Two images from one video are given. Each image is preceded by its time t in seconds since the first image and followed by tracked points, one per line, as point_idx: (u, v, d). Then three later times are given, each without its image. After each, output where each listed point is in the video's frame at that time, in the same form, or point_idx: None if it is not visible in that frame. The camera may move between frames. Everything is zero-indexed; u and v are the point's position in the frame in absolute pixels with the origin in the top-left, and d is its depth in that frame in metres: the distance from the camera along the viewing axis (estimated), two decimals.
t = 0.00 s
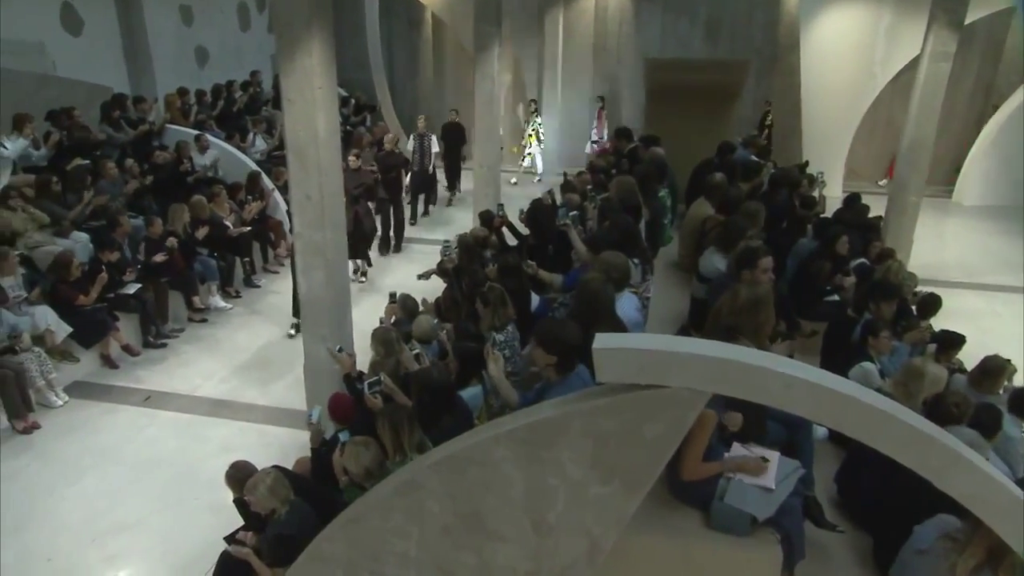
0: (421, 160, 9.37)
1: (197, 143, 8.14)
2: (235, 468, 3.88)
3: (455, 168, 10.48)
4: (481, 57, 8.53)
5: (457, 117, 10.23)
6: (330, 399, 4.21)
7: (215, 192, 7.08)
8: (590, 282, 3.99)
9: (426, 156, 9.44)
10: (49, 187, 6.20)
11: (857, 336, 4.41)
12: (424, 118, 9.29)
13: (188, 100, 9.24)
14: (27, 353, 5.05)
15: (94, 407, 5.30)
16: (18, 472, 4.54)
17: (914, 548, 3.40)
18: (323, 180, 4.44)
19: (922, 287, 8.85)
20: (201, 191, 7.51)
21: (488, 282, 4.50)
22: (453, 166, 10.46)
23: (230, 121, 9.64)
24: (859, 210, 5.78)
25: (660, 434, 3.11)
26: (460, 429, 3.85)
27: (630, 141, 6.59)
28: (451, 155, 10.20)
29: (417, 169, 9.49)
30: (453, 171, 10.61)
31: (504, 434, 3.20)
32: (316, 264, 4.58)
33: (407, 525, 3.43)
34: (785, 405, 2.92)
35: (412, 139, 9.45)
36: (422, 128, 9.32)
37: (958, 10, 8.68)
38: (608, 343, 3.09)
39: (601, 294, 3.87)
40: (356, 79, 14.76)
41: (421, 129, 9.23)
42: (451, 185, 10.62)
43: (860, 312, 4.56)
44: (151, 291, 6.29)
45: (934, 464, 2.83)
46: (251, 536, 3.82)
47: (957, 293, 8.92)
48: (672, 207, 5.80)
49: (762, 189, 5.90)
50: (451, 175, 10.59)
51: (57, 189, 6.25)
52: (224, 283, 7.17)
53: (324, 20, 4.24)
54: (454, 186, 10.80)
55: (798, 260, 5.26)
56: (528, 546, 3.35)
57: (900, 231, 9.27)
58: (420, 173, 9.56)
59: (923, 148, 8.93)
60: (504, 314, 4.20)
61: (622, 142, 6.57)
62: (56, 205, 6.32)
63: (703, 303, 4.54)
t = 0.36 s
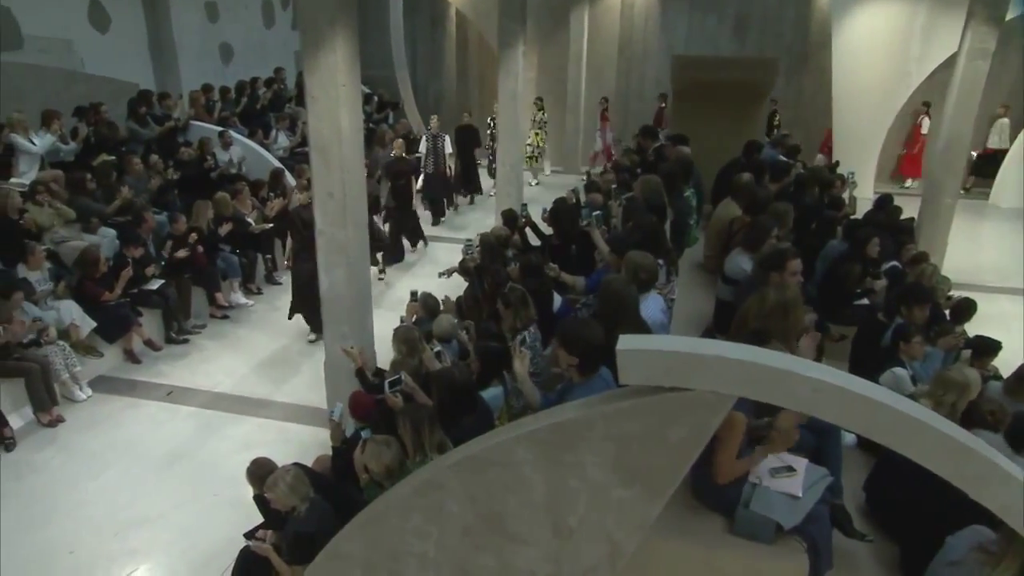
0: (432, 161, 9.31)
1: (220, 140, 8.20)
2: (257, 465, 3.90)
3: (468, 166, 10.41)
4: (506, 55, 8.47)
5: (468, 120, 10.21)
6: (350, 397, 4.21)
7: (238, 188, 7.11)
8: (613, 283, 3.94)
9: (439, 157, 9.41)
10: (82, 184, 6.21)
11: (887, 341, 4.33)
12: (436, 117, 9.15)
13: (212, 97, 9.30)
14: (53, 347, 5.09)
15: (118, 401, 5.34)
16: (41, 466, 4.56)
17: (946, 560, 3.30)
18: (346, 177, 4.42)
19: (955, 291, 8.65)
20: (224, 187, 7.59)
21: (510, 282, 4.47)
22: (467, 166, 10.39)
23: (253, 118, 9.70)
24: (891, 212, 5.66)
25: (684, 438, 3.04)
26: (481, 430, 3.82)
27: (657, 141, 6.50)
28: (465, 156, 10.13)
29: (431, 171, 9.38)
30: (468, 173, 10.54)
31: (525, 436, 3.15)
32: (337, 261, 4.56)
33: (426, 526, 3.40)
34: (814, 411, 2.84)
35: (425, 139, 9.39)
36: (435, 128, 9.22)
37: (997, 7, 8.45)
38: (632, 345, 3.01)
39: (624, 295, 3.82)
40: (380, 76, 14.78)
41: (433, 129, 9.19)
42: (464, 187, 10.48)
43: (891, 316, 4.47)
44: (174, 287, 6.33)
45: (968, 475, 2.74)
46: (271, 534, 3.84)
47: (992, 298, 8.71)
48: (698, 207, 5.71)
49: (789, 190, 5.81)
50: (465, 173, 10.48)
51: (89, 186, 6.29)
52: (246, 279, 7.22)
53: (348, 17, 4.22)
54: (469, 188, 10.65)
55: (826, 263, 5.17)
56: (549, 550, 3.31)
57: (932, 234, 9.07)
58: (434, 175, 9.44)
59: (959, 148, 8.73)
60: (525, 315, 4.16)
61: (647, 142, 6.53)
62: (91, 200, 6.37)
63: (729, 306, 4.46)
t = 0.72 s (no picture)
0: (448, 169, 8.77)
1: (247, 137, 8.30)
2: (280, 461, 3.90)
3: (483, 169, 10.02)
4: (533, 53, 8.42)
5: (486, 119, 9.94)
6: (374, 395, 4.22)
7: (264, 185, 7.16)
8: (639, 284, 3.90)
9: (454, 164, 8.86)
10: (115, 182, 6.34)
11: (920, 347, 4.28)
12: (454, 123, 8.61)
13: (240, 95, 9.38)
14: (82, 340, 5.21)
15: (147, 395, 5.41)
16: (67, 457, 4.61)
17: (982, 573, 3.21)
18: (371, 176, 4.42)
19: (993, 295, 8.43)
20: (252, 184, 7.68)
21: (534, 282, 4.44)
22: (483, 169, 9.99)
23: (280, 117, 9.78)
24: (927, 215, 5.51)
25: (711, 442, 2.99)
26: (505, 430, 3.79)
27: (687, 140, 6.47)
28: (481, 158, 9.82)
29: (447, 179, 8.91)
30: (482, 177, 10.20)
31: (549, 436, 3.12)
32: (362, 259, 4.56)
33: (448, 526, 3.38)
34: (845, 418, 2.77)
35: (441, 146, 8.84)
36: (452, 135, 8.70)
37: None
38: (659, 346, 2.97)
39: (651, 296, 3.79)
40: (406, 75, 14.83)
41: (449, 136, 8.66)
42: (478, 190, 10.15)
43: (926, 322, 4.39)
44: (201, 283, 6.39)
45: (1007, 487, 2.64)
46: (293, 529, 3.82)
47: None
48: (726, 209, 5.64)
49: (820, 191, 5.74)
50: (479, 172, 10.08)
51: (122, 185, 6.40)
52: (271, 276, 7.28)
53: (376, 16, 4.22)
54: (482, 192, 10.26)
55: (858, 266, 5.09)
56: (572, 553, 3.27)
57: (971, 236, 8.83)
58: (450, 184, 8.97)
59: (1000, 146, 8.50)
60: (548, 316, 4.15)
61: (676, 140, 6.49)
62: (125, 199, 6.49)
63: (758, 309, 4.38)
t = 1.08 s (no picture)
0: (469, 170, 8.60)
1: (284, 131, 8.39)
2: (312, 453, 3.93)
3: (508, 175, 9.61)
4: (568, 49, 8.37)
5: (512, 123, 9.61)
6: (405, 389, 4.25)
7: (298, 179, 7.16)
8: (670, 282, 3.89)
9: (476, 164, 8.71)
10: (155, 176, 6.45)
11: (964, 353, 4.16)
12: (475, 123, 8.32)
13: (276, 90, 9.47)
14: (122, 330, 5.33)
15: (182, 384, 5.50)
16: (105, 445, 4.73)
17: None
18: (405, 170, 4.44)
19: None
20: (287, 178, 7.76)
21: (566, 280, 4.44)
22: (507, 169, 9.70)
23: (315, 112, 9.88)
24: (972, 217, 5.36)
25: (744, 443, 2.95)
26: (535, 428, 3.77)
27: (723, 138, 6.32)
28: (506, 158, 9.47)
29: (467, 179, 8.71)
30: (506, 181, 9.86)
31: (580, 434, 3.10)
32: (394, 254, 4.59)
33: (477, 521, 3.38)
34: (884, 423, 2.69)
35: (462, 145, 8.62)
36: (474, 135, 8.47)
37: None
38: (693, 346, 2.92)
39: (683, 295, 3.76)
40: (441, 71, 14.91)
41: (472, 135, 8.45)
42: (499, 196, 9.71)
43: (971, 327, 4.27)
44: (236, 275, 6.46)
45: None
46: (323, 520, 3.85)
47: None
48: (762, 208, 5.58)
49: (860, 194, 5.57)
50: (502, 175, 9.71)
51: (162, 180, 6.50)
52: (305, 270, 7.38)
53: (413, 11, 4.23)
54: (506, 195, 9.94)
55: (900, 269, 4.99)
56: (601, 552, 3.25)
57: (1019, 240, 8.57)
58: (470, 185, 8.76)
59: None
60: (579, 315, 4.16)
61: (712, 138, 6.34)
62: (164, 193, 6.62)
63: (794, 310, 4.31)
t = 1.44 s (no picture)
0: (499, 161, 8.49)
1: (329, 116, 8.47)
2: (354, 433, 3.97)
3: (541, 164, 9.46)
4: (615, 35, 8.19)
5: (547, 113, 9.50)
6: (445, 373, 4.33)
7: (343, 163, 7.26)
8: (714, 272, 3.84)
9: (506, 158, 8.60)
10: (204, 158, 6.65)
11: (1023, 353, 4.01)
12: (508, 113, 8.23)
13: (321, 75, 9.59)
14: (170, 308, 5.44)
15: (228, 362, 5.64)
16: (154, 419, 4.89)
17: None
18: (449, 156, 4.45)
19: None
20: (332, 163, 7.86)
21: (607, 268, 4.41)
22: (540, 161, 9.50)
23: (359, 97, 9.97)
24: None
25: (788, 437, 2.91)
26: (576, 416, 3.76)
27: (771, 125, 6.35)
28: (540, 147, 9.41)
29: (498, 171, 8.57)
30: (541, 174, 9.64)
31: (620, 423, 3.07)
32: (437, 239, 4.62)
33: (515, 506, 3.39)
34: (935, 421, 2.60)
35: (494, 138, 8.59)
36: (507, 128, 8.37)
37: None
38: (737, 337, 2.86)
39: (726, 284, 3.72)
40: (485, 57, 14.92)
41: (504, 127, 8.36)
42: (533, 190, 9.48)
43: None
44: (281, 258, 6.58)
45: None
46: (362, 500, 3.89)
47: None
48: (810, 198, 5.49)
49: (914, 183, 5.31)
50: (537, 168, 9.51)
51: (212, 162, 6.72)
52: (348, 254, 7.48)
53: None
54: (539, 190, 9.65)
55: (955, 264, 4.87)
56: (638, 541, 3.23)
57: None
58: (500, 177, 8.63)
59: None
60: (620, 303, 4.15)
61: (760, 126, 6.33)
62: (214, 175, 6.82)
63: (842, 303, 4.21)
